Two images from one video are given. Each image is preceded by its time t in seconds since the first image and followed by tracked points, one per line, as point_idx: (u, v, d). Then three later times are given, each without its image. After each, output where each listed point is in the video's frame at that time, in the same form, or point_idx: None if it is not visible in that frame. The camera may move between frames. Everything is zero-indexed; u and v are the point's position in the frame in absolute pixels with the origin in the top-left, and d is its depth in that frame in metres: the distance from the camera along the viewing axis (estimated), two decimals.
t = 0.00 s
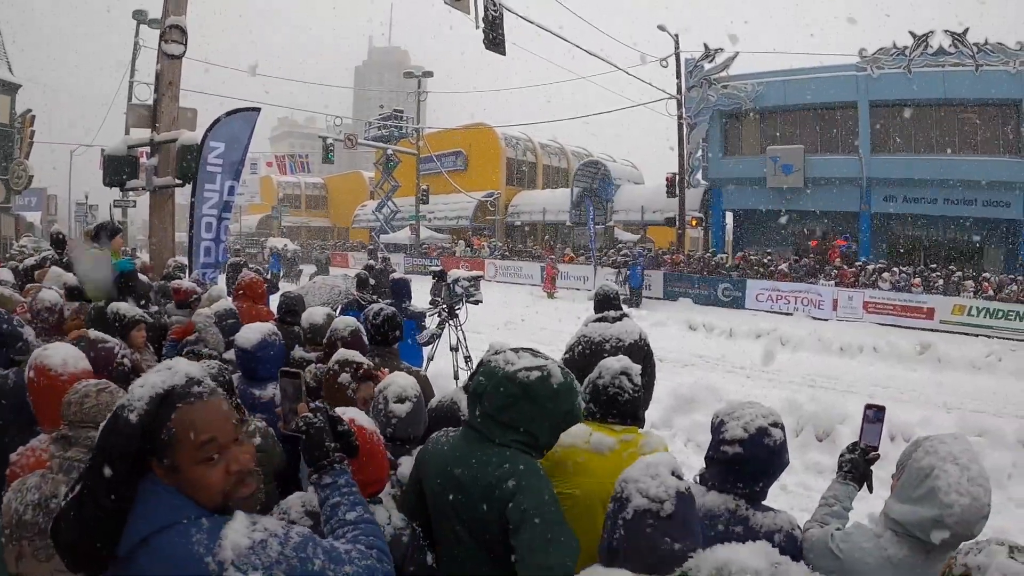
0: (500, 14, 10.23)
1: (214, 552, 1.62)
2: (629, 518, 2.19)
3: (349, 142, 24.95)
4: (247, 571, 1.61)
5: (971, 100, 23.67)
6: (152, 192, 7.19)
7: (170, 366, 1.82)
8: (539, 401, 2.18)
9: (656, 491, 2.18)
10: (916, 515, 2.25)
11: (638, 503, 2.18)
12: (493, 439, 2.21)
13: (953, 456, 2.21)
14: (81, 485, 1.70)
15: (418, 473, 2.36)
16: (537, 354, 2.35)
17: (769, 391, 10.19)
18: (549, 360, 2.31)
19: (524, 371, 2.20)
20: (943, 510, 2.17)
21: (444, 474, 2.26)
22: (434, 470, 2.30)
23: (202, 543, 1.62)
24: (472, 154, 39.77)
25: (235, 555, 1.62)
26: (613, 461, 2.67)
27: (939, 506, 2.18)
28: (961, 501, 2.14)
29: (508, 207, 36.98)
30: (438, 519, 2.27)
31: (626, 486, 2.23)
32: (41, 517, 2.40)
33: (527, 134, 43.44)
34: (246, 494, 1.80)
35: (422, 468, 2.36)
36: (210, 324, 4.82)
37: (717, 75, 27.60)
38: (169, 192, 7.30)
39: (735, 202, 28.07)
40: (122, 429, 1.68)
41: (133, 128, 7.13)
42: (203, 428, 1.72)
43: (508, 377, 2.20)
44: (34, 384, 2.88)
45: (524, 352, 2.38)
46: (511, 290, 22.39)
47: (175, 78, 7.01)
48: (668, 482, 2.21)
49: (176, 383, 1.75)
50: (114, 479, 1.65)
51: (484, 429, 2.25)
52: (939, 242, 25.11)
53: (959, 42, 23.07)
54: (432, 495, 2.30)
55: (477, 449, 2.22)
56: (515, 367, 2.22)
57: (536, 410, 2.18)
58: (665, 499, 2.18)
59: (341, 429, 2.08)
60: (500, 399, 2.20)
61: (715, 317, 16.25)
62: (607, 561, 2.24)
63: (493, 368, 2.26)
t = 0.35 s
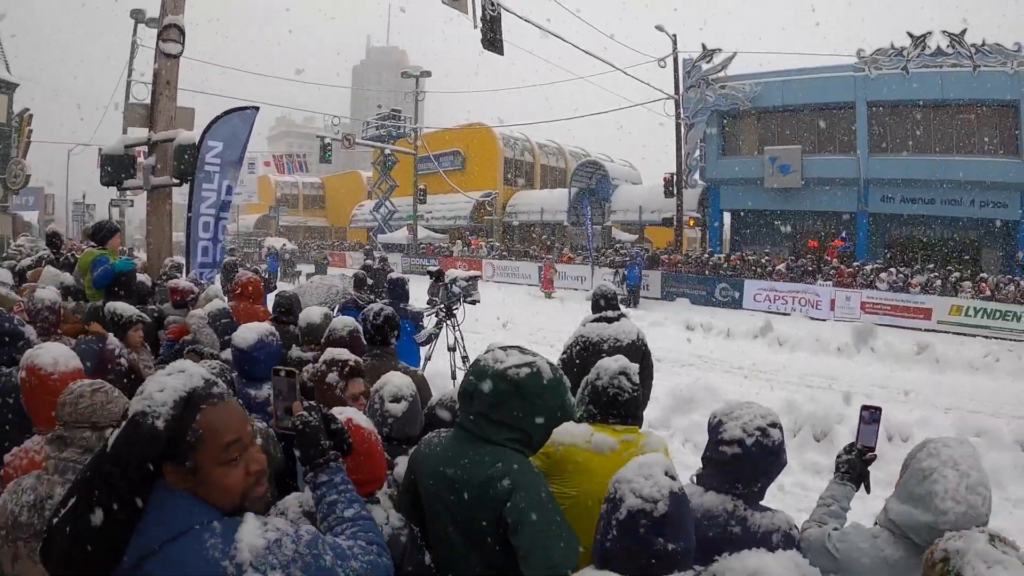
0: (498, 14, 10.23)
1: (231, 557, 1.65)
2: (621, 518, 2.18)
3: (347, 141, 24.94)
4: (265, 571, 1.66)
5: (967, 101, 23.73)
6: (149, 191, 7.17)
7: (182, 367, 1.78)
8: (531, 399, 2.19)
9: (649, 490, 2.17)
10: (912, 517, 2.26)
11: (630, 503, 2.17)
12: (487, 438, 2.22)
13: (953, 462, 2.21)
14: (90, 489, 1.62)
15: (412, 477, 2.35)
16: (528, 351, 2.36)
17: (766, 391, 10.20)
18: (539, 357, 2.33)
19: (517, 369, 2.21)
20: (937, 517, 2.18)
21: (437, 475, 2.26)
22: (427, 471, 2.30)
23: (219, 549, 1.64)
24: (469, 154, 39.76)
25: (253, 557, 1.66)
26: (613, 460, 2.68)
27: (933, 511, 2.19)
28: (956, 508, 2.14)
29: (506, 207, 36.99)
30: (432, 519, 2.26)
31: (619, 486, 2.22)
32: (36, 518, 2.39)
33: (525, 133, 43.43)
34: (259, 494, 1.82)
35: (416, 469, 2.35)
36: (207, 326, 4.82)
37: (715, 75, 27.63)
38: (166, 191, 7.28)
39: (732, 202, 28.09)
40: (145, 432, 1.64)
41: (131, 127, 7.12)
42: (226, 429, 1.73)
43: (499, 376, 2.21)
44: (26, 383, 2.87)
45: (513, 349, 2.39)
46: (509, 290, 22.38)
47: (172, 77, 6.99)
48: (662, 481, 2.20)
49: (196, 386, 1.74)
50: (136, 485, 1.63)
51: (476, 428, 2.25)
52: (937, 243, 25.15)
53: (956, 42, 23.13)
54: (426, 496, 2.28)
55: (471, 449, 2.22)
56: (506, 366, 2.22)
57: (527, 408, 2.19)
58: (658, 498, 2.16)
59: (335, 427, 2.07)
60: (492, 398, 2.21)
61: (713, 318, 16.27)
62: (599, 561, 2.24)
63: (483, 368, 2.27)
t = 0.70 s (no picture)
0: (496, 14, 10.22)
1: (247, 558, 1.65)
2: (618, 517, 2.17)
3: (345, 141, 24.93)
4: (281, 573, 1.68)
5: (965, 101, 23.78)
6: (146, 191, 7.15)
7: (191, 367, 1.77)
8: (527, 398, 2.19)
9: (646, 489, 2.17)
10: (909, 519, 2.26)
11: (628, 502, 2.16)
12: (483, 438, 2.21)
13: (952, 465, 2.22)
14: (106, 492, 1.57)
15: (407, 477, 2.34)
16: (521, 350, 2.35)
17: (763, 391, 10.22)
18: (533, 355, 2.33)
19: (512, 368, 2.21)
20: (935, 520, 2.18)
21: (434, 475, 2.25)
22: (423, 472, 2.29)
23: (234, 552, 1.64)
24: (467, 154, 39.76)
25: (269, 560, 1.68)
26: (610, 459, 2.68)
27: (930, 515, 2.20)
28: (954, 512, 2.15)
29: (504, 207, 36.99)
30: (429, 521, 2.26)
31: (615, 486, 2.22)
32: (33, 518, 2.39)
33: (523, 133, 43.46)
34: (266, 493, 1.83)
35: (412, 470, 2.34)
36: (203, 327, 4.82)
37: (713, 75, 27.68)
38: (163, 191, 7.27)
39: (731, 202, 28.08)
40: (169, 430, 1.62)
41: (128, 126, 7.10)
42: (241, 427, 1.73)
43: (494, 376, 2.21)
44: (24, 384, 2.87)
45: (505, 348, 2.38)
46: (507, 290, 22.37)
47: (169, 77, 6.98)
48: (658, 480, 2.20)
49: (212, 383, 1.73)
50: (157, 484, 1.60)
51: (472, 428, 2.25)
52: (934, 243, 25.19)
53: (954, 43, 23.18)
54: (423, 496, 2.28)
55: (468, 449, 2.22)
56: (501, 366, 2.23)
57: (524, 406, 2.19)
58: (656, 496, 2.16)
59: (331, 430, 2.05)
60: (487, 397, 2.21)
61: (710, 317, 16.28)
62: (595, 561, 2.25)
63: (477, 368, 2.26)
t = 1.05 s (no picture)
0: (493, 13, 10.21)
1: (243, 556, 1.65)
2: (617, 516, 2.17)
3: (342, 140, 24.90)
4: (275, 569, 1.68)
5: (962, 101, 23.85)
6: (143, 190, 7.14)
7: (178, 365, 1.74)
8: (527, 397, 2.20)
9: (644, 488, 2.17)
10: (908, 518, 2.27)
11: (626, 501, 2.16)
12: (483, 438, 2.21)
13: (949, 462, 2.22)
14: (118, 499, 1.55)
15: (406, 478, 2.34)
16: (520, 348, 2.35)
17: (760, 391, 10.23)
18: (533, 354, 2.33)
19: (513, 367, 2.22)
20: (934, 517, 2.18)
21: (433, 474, 2.25)
22: (422, 472, 2.29)
23: (229, 549, 1.64)
24: (465, 154, 39.74)
25: (263, 555, 1.68)
26: (608, 460, 2.68)
27: (930, 511, 2.19)
28: (953, 508, 2.15)
29: (502, 207, 36.98)
30: (427, 520, 2.25)
31: (613, 486, 2.22)
32: (30, 518, 2.40)
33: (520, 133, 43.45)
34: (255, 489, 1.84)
35: (411, 470, 2.34)
36: (200, 326, 4.82)
37: (710, 75, 27.71)
38: (160, 191, 7.24)
39: (728, 202, 28.08)
40: (177, 430, 1.62)
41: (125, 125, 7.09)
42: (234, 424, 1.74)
43: (495, 375, 2.21)
44: (20, 383, 2.85)
45: (505, 347, 2.38)
46: (504, 289, 22.35)
47: (167, 76, 6.96)
48: (657, 479, 2.21)
49: (205, 379, 1.75)
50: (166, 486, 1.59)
51: (472, 427, 2.24)
52: (931, 242, 25.24)
53: (952, 43, 23.24)
54: (420, 496, 2.28)
55: (468, 449, 2.22)
56: (502, 365, 2.23)
57: (525, 405, 2.20)
58: (654, 495, 2.16)
59: (323, 425, 2.06)
60: (488, 396, 2.20)
61: (708, 317, 16.28)
62: (593, 560, 2.23)
63: (478, 368, 2.26)
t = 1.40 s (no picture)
0: (490, 13, 10.22)
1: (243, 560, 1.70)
2: (604, 517, 2.15)
3: (339, 139, 24.88)
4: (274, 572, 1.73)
5: (958, 102, 23.96)
6: (139, 190, 7.12)
7: (163, 367, 1.72)
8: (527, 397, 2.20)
9: (632, 488, 2.14)
10: (907, 514, 2.27)
11: (613, 503, 2.13)
12: (482, 439, 2.21)
13: (947, 457, 2.24)
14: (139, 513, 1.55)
15: (402, 479, 2.33)
16: (520, 349, 2.35)
17: (756, 391, 10.25)
18: (533, 355, 2.33)
19: (514, 367, 2.21)
20: (934, 512, 2.19)
21: (430, 475, 2.25)
22: (419, 473, 2.29)
23: (228, 556, 1.69)
24: (462, 153, 39.73)
25: (264, 560, 1.72)
26: (603, 460, 2.68)
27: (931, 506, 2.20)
28: (953, 502, 2.16)
29: (498, 207, 36.97)
30: (423, 521, 2.25)
31: (601, 488, 2.19)
32: (24, 516, 2.39)
33: (517, 133, 43.45)
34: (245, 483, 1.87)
35: (408, 471, 2.34)
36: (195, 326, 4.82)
37: (707, 75, 27.76)
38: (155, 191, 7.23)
39: (725, 202, 28.10)
40: (186, 431, 1.63)
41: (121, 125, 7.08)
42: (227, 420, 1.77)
43: (496, 376, 2.20)
44: (15, 382, 2.84)
45: (503, 347, 2.37)
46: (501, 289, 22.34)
47: (163, 74, 6.94)
48: (644, 480, 2.17)
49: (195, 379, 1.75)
50: (179, 488, 1.61)
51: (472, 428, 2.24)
52: (927, 242, 25.31)
53: (949, 44, 23.32)
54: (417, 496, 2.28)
55: (469, 450, 2.21)
56: (504, 365, 2.22)
57: (524, 405, 2.20)
58: (641, 495, 2.12)
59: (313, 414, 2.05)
60: (489, 396, 2.20)
61: (705, 317, 16.29)
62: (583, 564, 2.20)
63: (479, 368, 2.25)
